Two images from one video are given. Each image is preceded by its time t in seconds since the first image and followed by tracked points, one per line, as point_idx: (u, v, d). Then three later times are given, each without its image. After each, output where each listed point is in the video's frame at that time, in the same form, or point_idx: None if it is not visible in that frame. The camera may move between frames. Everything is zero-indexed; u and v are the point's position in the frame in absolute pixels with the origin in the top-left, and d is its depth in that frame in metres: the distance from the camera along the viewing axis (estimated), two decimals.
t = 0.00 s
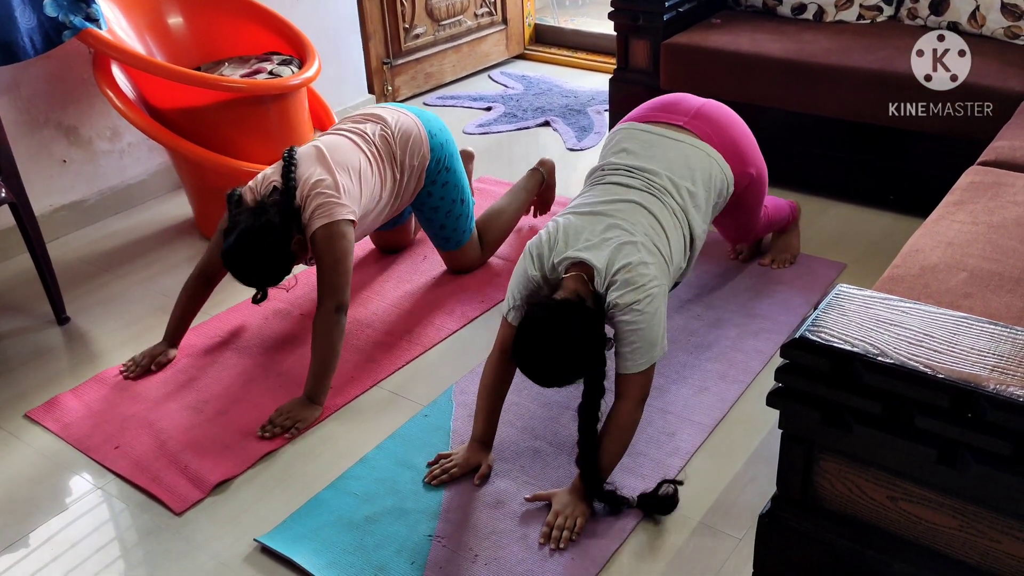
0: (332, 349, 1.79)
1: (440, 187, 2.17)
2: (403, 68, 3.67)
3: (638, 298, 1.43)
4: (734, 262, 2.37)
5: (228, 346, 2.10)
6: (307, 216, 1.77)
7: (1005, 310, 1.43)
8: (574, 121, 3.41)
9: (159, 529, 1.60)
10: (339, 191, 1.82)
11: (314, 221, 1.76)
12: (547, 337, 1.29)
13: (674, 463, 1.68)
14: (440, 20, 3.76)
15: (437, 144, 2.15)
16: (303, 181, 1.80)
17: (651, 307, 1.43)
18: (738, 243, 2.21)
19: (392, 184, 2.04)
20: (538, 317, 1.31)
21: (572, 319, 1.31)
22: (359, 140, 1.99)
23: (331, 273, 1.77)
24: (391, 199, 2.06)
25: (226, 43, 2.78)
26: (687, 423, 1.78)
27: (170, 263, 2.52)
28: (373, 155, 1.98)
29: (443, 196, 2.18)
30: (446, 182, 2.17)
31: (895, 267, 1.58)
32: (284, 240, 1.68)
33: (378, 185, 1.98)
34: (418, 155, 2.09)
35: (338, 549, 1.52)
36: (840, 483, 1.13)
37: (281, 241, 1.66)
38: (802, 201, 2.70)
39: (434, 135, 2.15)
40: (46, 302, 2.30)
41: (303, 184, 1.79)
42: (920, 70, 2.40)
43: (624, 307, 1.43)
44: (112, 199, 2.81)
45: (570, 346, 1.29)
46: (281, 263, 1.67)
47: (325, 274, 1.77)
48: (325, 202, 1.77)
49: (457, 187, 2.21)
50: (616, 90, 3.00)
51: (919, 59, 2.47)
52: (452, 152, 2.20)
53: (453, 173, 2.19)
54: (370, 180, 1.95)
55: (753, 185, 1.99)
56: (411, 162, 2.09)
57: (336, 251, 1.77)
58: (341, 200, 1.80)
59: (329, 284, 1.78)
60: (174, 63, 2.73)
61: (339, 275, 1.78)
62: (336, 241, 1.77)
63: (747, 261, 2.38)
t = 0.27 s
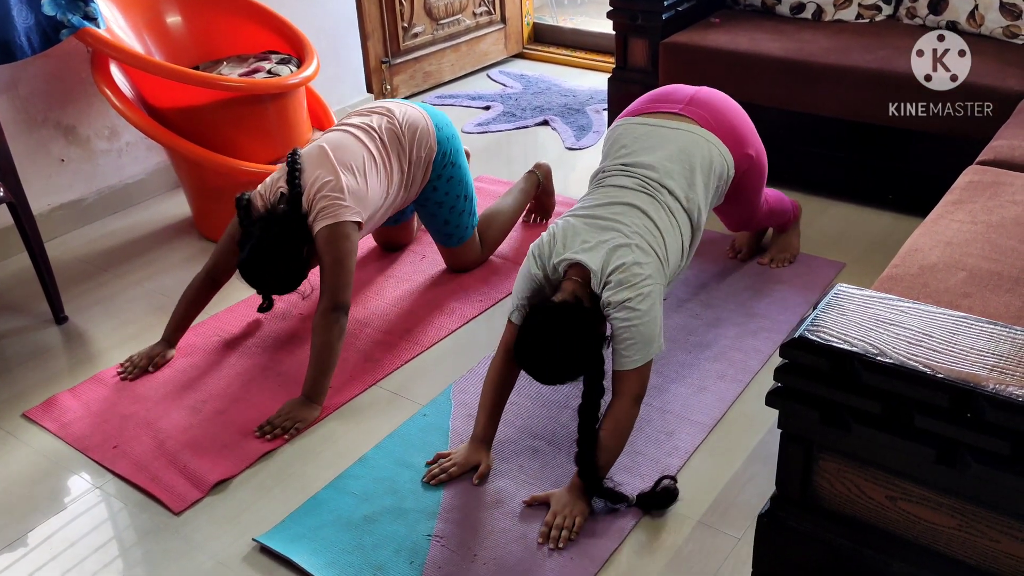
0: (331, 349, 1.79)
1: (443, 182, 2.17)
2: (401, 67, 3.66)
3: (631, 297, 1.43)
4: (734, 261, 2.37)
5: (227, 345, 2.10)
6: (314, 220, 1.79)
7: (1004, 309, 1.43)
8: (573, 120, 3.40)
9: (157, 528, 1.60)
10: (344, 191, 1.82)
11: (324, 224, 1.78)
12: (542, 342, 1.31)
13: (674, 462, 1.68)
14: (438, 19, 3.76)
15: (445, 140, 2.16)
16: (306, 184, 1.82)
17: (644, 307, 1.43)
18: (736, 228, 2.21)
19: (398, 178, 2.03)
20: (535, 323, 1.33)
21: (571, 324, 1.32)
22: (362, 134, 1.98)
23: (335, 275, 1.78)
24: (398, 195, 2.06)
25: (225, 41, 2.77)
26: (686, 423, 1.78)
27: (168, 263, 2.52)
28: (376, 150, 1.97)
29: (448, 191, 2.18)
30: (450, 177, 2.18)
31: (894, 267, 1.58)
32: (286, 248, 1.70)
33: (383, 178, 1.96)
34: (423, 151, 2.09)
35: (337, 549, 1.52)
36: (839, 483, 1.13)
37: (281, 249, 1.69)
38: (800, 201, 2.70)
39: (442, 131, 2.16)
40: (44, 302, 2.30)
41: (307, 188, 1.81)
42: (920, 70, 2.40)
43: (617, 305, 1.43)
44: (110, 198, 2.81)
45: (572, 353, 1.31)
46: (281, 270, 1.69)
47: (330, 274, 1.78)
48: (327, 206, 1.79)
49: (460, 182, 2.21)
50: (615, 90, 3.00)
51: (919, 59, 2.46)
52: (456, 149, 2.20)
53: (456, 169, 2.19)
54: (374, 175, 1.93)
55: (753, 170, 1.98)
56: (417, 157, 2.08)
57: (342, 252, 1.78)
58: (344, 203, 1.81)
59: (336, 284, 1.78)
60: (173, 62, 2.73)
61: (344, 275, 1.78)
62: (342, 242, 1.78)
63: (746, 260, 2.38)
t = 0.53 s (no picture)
0: (333, 347, 1.79)
1: (439, 177, 2.15)
2: (401, 66, 3.66)
3: (640, 298, 1.43)
4: (733, 260, 2.37)
5: (226, 344, 2.10)
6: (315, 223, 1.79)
7: (1004, 308, 1.43)
8: (572, 119, 3.40)
9: (157, 527, 1.60)
10: (346, 192, 1.82)
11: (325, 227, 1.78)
12: (546, 350, 1.31)
13: (673, 461, 1.68)
14: (437, 18, 3.76)
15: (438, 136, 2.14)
16: (302, 189, 1.82)
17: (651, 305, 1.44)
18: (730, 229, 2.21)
19: (396, 172, 2.02)
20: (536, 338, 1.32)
21: (576, 328, 1.31)
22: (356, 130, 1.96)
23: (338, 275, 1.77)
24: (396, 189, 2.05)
25: (224, 40, 2.77)
26: (686, 422, 1.78)
27: (167, 262, 2.52)
28: (372, 146, 1.95)
29: (443, 186, 2.16)
30: (445, 172, 2.16)
31: (894, 266, 1.58)
32: (284, 252, 1.72)
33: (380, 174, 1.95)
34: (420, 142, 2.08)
35: (336, 548, 1.51)
36: (838, 482, 1.12)
37: (280, 253, 1.72)
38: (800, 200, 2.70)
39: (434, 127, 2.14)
40: (43, 301, 2.30)
41: (303, 192, 1.81)
42: (920, 70, 2.40)
43: (625, 306, 1.43)
44: (109, 198, 2.81)
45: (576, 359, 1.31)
46: (286, 276, 1.72)
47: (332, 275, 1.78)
48: (328, 208, 1.79)
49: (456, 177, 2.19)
50: (614, 89, 3.00)
51: (919, 59, 2.46)
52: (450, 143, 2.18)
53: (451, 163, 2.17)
54: (371, 170, 1.92)
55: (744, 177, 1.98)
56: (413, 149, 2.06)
57: (343, 254, 1.78)
58: (343, 202, 1.80)
59: (338, 284, 1.78)
60: (172, 60, 2.72)
61: (347, 276, 1.78)
62: (344, 244, 1.78)
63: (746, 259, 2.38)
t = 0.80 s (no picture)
0: (326, 343, 1.79)
1: (417, 125, 2.15)
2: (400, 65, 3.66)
3: (637, 296, 1.44)
4: (733, 259, 2.36)
5: (225, 343, 2.10)
6: (297, 221, 1.77)
7: (1003, 307, 1.43)
8: (572, 118, 3.40)
9: (156, 527, 1.60)
10: (326, 185, 1.79)
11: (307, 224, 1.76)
12: (535, 345, 1.28)
13: (672, 460, 1.68)
14: (436, 17, 3.76)
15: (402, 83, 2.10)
16: (278, 190, 1.78)
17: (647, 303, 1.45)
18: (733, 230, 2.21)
19: (368, 145, 1.97)
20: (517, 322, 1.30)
21: (566, 313, 1.29)
22: (315, 115, 1.90)
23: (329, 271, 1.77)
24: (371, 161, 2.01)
25: (223, 38, 2.77)
26: (685, 421, 1.78)
27: (166, 261, 2.52)
28: (339, 130, 1.89)
29: (422, 132, 2.16)
30: (421, 117, 2.15)
31: (893, 265, 1.58)
32: (269, 254, 1.75)
33: (353, 158, 1.91)
34: (384, 107, 2.03)
35: (335, 547, 1.51)
36: (837, 481, 1.13)
37: (268, 255, 1.75)
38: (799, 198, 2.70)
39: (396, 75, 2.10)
40: (42, 300, 2.29)
41: (280, 194, 1.78)
42: (920, 69, 2.39)
43: (621, 303, 1.44)
44: (109, 197, 2.81)
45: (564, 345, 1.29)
46: (276, 277, 1.76)
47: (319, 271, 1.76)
48: (307, 206, 1.76)
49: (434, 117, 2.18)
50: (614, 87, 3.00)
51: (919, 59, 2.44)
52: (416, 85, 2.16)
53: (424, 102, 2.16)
54: (344, 156, 1.87)
55: (741, 197, 1.99)
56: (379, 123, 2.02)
57: (331, 250, 1.76)
58: (321, 195, 1.77)
59: (327, 281, 1.77)
60: (171, 60, 2.72)
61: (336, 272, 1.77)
62: (330, 239, 1.76)
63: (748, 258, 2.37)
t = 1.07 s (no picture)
0: (324, 341, 1.79)
1: (409, 125, 2.17)
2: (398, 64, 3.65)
3: (625, 294, 1.40)
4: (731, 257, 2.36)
5: (223, 343, 2.10)
6: (287, 221, 1.76)
7: (1001, 305, 1.43)
8: (570, 116, 3.40)
9: (154, 527, 1.60)
10: (316, 186, 1.79)
11: (297, 223, 1.74)
12: (511, 287, 1.28)
13: (670, 459, 1.68)
14: (435, 16, 3.75)
15: (396, 84, 2.08)
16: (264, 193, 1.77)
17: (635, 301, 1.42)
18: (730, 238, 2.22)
19: (359, 150, 1.97)
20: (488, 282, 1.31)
21: (537, 265, 1.29)
22: (306, 117, 1.90)
23: (320, 271, 1.76)
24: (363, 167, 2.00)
25: (221, 37, 2.76)
26: (684, 420, 1.77)
27: (164, 260, 2.51)
28: (330, 134, 1.90)
29: (414, 131, 2.19)
30: (415, 117, 2.17)
31: (891, 263, 1.58)
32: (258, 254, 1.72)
33: (344, 161, 1.91)
34: (379, 108, 2.03)
35: (334, 547, 1.51)
36: (835, 480, 1.13)
37: (256, 254, 1.72)
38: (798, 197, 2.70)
39: (390, 76, 2.08)
40: (40, 300, 2.29)
41: (268, 196, 1.77)
42: (921, 70, 2.39)
43: (608, 301, 1.40)
44: (107, 196, 2.80)
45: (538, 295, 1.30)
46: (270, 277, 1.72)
47: (310, 271, 1.76)
48: (295, 206, 1.75)
49: (427, 116, 2.20)
50: (612, 86, 3.00)
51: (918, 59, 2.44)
52: (412, 83, 2.15)
53: (419, 101, 2.16)
54: (334, 159, 1.88)
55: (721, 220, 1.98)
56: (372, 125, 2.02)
57: (320, 250, 1.75)
58: (312, 196, 1.77)
59: (320, 281, 1.76)
60: (168, 59, 2.71)
61: (326, 272, 1.77)
62: (321, 239, 1.75)
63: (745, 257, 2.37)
